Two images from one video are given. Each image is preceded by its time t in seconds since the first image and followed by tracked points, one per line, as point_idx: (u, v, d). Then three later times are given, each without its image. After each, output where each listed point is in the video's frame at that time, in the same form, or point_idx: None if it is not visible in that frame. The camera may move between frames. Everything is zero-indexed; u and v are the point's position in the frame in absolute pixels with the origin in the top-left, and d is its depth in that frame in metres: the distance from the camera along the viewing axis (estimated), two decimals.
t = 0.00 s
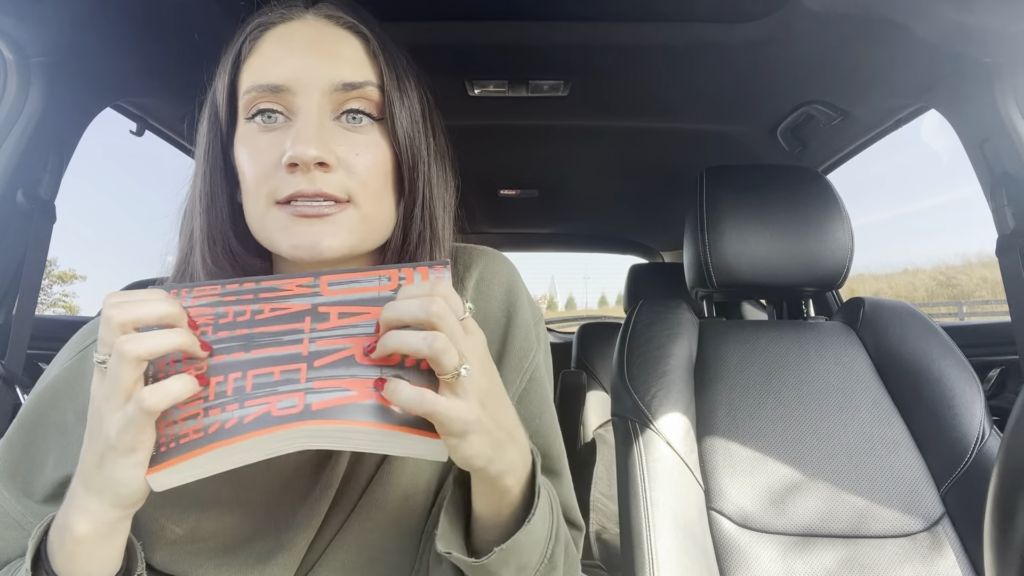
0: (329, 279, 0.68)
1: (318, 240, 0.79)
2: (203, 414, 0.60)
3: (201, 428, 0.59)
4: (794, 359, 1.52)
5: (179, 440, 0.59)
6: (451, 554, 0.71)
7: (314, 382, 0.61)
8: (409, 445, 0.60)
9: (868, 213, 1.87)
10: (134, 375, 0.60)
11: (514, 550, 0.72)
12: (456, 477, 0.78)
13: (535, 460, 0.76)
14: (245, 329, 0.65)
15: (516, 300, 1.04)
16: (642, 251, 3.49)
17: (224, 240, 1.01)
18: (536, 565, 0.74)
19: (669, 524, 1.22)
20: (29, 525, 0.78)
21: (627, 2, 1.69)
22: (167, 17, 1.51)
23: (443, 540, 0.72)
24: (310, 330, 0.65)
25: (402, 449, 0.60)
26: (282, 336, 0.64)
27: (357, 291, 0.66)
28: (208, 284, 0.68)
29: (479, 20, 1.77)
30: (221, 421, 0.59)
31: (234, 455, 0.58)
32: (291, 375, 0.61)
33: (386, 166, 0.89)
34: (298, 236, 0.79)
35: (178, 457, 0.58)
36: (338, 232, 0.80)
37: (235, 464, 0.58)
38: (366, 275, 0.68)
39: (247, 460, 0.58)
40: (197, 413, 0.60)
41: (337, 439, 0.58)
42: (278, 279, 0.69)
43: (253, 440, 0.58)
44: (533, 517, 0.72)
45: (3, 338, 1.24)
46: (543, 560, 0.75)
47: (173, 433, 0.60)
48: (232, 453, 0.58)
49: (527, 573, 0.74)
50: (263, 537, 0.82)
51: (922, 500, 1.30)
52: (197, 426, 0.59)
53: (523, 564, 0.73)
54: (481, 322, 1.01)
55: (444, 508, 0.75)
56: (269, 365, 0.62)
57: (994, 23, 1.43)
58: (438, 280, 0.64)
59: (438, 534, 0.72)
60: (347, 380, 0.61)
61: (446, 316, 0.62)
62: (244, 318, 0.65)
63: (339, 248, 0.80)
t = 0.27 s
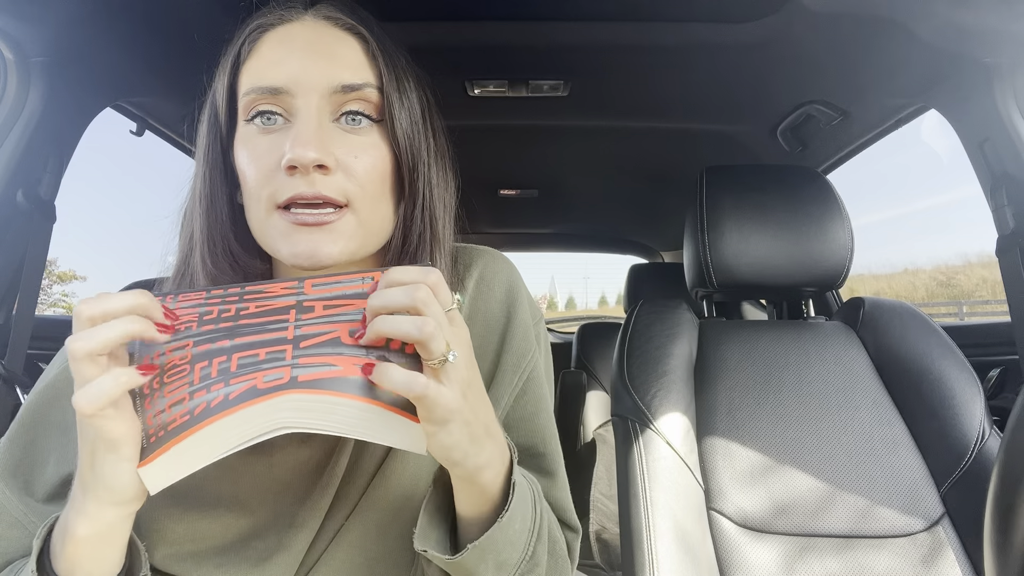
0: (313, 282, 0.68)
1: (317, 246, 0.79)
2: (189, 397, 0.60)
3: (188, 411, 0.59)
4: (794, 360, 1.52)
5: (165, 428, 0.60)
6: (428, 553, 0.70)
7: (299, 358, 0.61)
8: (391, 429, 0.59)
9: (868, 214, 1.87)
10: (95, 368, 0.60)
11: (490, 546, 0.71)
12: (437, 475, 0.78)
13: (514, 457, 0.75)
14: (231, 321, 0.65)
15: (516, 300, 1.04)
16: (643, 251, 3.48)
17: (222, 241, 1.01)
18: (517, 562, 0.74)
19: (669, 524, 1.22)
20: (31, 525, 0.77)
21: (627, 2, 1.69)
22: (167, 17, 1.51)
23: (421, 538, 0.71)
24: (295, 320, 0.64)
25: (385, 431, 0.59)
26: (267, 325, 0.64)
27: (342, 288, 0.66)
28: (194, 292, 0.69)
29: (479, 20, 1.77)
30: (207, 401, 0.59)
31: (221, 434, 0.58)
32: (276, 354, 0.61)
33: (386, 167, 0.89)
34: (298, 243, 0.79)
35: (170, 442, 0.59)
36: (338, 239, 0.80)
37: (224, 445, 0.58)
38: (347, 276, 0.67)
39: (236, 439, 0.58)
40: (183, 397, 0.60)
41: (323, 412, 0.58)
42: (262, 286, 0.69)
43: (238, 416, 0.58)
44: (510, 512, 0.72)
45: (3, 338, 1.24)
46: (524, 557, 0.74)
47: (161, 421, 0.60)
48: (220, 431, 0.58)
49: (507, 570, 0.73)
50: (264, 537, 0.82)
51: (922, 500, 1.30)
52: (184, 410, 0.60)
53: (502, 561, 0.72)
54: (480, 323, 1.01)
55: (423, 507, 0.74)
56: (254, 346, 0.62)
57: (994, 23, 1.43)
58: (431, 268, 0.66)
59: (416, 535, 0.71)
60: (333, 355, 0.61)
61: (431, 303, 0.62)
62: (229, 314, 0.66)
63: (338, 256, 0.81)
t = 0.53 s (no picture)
0: (314, 274, 0.68)
1: (314, 247, 0.79)
2: (188, 382, 0.60)
3: (186, 397, 0.59)
4: (794, 360, 1.52)
5: (165, 412, 0.60)
6: (420, 548, 0.69)
7: (298, 345, 0.61)
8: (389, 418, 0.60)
9: (867, 214, 1.87)
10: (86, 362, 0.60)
11: (481, 541, 0.71)
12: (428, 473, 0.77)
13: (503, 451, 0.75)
14: (232, 311, 0.65)
15: (514, 300, 1.04)
16: (642, 251, 3.48)
17: (220, 241, 1.01)
18: (509, 558, 0.73)
19: (669, 524, 1.22)
20: (37, 517, 0.77)
21: (626, 3, 1.69)
22: (165, 17, 1.51)
23: (413, 534, 0.70)
24: (294, 311, 0.64)
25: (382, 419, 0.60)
26: (266, 315, 0.64)
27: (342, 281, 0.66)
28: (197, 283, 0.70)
29: (479, 19, 1.77)
30: (205, 386, 0.59)
31: (221, 419, 0.58)
32: (275, 342, 0.61)
33: (383, 167, 0.89)
34: (295, 243, 0.79)
35: (167, 428, 0.59)
36: (335, 240, 0.80)
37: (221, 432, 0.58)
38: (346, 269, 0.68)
39: (232, 425, 0.58)
40: (182, 382, 0.60)
41: (319, 400, 0.58)
42: (264, 279, 0.70)
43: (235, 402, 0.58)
44: (500, 506, 0.71)
45: (3, 339, 1.24)
46: (516, 553, 0.74)
47: (160, 406, 0.60)
48: (216, 417, 0.58)
49: (499, 567, 0.73)
50: (262, 536, 0.82)
51: (922, 500, 1.30)
52: (182, 395, 0.60)
53: (495, 556, 0.72)
54: (478, 323, 1.01)
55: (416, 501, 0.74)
56: (253, 335, 0.62)
57: (993, 24, 1.43)
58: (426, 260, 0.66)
59: (409, 529, 0.71)
60: (331, 343, 0.61)
61: (427, 294, 0.62)
62: (229, 304, 0.66)
63: (335, 256, 0.81)
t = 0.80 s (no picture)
0: (311, 279, 0.67)
1: (314, 243, 0.79)
2: (188, 413, 0.58)
3: (189, 429, 0.57)
4: (794, 359, 1.52)
5: (168, 443, 0.58)
6: (410, 547, 0.69)
7: (301, 372, 0.60)
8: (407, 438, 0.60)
9: (868, 213, 1.86)
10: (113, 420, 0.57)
11: (471, 542, 0.71)
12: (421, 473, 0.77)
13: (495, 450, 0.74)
14: (227, 329, 0.63)
15: (514, 300, 1.04)
16: (642, 251, 3.48)
17: (221, 239, 1.01)
18: (499, 560, 0.73)
19: (669, 525, 1.22)
20: (36, 517, 0.78)
21: (627, 3, 1.69)
22: (166, 17, 1.51)
23: (403, 532, 0.71)
24: (294, 326, 0.64)
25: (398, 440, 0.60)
26: (266, 333, 0.63)
27: (342, 287, 0.66)
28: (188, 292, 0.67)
29: (479, 20, 1.77)
30: (207, 419, 0.57)
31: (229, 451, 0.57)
32: (276, 368, 0.60)
33: (383, 166, 0.89)
34: (296, 238, 0.79)
35: (172, 459, 0.57)
36: (335, 236, 0.80)
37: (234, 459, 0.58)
38: (349, 274, 0.67)
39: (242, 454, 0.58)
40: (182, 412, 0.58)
41: (330, 429, 0.57)
42: (258, 284, 0.68)
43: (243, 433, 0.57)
44: (489, 507, 0.71)
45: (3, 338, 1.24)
46: (507, 554, 0.74)
47: (162, 436, 0.58)
48: (224, 449, 0.57)
49: (489, 567, 0.73)
50: (262, 535, 0.82)
51: (921, 501, 1.30)
52: (183, 426, 0.57)
53: (486, 557, 0.72)
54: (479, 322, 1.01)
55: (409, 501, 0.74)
56: (253, 359, 0.61)
57: (994, 24, 1.43)
58: (443, 278, 0.63)
59: (400, 528, 0.71)
60: (337, 368, 0.60)
61: (457, 314, 0.62)
62: (226, 320, 0.64)
63: (335, 252, 0.80)
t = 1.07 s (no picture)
0: (313, 291, 0.69)
1: (315, 242, 0.79)
2: (183, 425, 0.59)
3: (181, 440, 0.58)
4: (794, 359, 1.52)
5: (157, 453, 0.59)
6: (421, 552, 0.69)
7: (300, 392, 0.60)
8: (404, 459, 0.59)
9: (868, 214, 1.87)
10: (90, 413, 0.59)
11: (482, 552, 0.71)
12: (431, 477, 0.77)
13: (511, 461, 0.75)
14: (228, 339, 0.65)
15: (516, 300, 1.04)
16: (642, 251, 3.48)
17: (221, 239, 1.01)
18: (510, 568, 0.73)
19: (669, 525, 1.22)
20: (30, 521, 0.78)
21: (627, 3, 1.69)
22: (167, 16, 1.51)
23: (416, 537, 0.70)
24: (294, 340, 0.64)
25: (396, 460, 0.59)
26: (267, 346, 0.64)
27: (344, 301, 0.67)
28: (189, 296, 0.70)
29: (479, 20, 1.77)
30: (202, 432, 0.58)
31: (222, 466, 0.58)
32: (275, 386, 0.61)
33: (385, 165, 0.89)
34: (298, 237, 0.79)
35: (160, 469, 0.58)
36: (335, 236, 0.80)
37: (227, 474, 0.59)
38: (351, 287, 0.68)
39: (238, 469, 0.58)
40: (176, 424, 0.59)
41: (325, 448, 0.58)
42: (259, 292, 0.69)
43: (237, 450, 0.57)
44: (503, 519, 0.71)
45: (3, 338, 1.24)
46: (517, 564, 0.73)
47: (151, 445, 0.59)
48: (218, 464, 0.57)
49: None
50: (264, 535, 0.82)
51: (921, 501, 1.30)
52: (176, 438, 0.59)
53: (495, 566, 0.72)
54: (481, 321, 1.01)
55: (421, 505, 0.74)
56: (253, 374, 0.62)
57: (994, 24, 1.43)
58: (437, 293, 0.63)
59: (411, 532, 0.71)
60: (338, 390, 0.60)
61: (450, 341, 0.60)
62: (226, 330, 0.66)
63: (336, 251, 0.81)
